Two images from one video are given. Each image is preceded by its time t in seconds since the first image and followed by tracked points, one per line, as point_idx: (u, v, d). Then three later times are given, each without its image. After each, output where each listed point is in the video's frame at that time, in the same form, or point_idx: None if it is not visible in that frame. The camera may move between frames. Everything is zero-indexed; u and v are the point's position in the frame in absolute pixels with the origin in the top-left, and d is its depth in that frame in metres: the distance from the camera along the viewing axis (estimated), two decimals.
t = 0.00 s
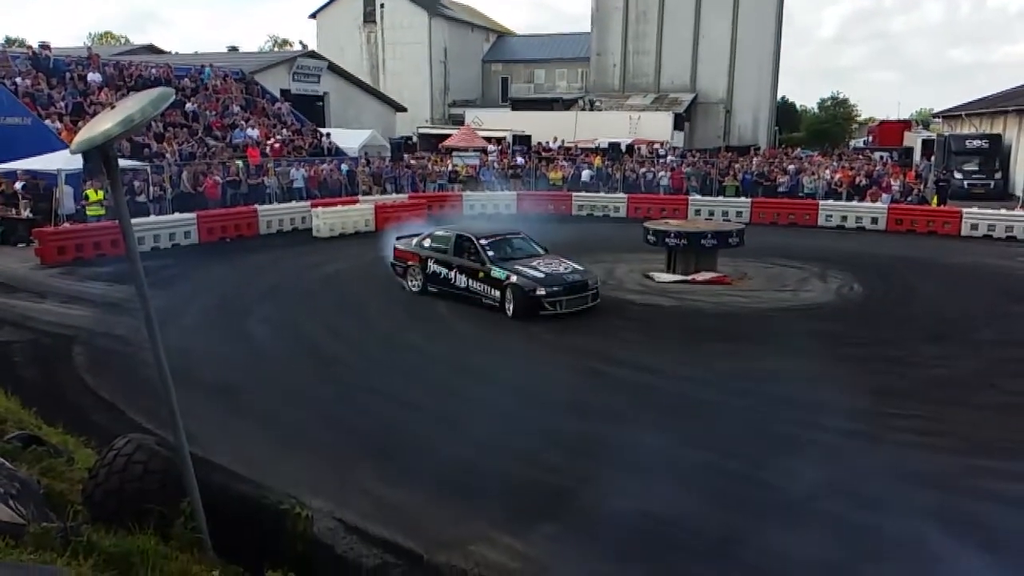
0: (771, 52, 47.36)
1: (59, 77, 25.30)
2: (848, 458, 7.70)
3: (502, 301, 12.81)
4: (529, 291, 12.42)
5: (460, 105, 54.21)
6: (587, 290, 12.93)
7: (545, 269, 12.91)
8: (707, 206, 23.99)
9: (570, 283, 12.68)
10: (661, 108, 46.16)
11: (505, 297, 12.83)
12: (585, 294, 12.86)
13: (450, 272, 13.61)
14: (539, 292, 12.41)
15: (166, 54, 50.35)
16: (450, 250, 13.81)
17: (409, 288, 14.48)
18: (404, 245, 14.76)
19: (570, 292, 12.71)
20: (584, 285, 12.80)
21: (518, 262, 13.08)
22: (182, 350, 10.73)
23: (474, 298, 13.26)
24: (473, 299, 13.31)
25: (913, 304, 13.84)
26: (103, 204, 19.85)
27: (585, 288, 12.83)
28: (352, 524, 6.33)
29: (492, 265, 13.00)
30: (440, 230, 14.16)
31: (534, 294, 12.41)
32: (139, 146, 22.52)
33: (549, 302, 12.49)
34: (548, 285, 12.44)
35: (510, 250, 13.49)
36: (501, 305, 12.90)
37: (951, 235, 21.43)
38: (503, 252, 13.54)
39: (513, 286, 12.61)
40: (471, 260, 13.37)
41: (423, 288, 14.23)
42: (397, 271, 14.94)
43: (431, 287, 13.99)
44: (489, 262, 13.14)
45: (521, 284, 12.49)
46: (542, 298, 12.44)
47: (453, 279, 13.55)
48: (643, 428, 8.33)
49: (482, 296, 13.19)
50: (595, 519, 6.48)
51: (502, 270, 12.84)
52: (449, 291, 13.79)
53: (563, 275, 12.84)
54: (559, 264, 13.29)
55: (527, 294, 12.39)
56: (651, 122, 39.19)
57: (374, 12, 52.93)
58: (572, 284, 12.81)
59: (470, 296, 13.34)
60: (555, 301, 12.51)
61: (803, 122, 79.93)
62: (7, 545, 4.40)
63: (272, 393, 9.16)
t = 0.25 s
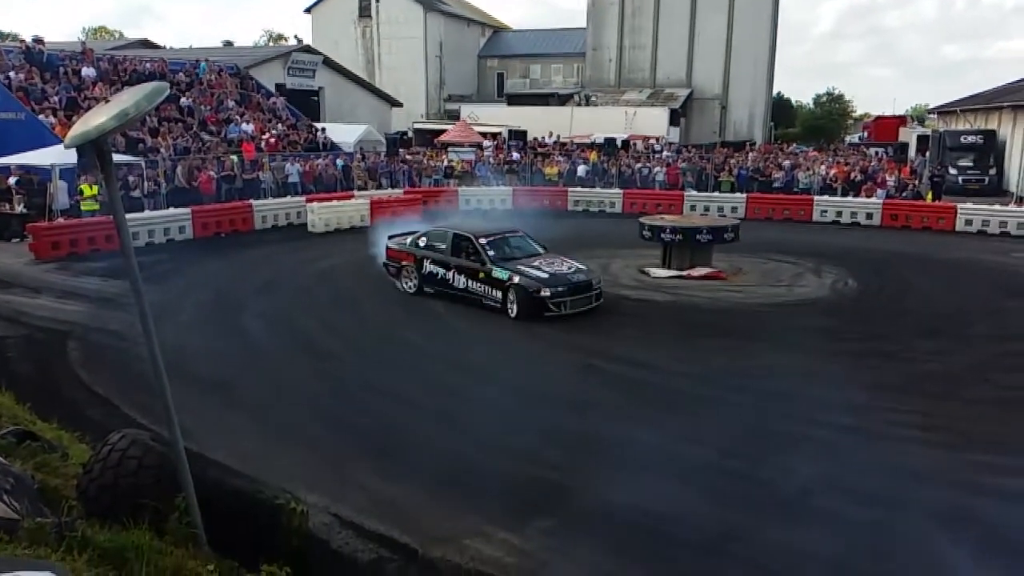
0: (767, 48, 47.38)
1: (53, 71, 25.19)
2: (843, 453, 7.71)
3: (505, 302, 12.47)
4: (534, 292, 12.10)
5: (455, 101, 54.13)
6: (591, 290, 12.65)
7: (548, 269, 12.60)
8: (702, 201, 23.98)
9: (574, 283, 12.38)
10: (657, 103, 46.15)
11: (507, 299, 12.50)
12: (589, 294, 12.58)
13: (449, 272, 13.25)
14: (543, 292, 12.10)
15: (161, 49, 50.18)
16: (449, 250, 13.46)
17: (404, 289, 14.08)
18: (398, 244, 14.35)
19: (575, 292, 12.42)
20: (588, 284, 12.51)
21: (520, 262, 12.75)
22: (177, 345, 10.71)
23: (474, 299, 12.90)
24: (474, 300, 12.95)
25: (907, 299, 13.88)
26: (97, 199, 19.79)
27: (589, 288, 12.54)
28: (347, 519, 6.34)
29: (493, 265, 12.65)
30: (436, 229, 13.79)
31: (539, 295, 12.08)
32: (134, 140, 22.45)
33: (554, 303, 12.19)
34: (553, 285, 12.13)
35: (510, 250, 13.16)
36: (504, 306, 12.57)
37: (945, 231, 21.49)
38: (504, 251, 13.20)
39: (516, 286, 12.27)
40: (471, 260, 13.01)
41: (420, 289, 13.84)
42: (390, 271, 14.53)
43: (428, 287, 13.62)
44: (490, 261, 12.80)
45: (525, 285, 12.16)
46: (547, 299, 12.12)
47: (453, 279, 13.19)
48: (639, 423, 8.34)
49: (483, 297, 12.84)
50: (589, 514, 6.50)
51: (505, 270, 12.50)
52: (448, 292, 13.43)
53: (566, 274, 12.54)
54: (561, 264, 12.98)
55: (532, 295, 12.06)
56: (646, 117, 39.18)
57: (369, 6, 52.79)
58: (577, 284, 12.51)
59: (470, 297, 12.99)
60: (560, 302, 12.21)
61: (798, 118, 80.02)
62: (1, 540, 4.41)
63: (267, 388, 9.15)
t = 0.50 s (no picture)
0: (758, 43, 47.45)
1: (41, 66, 25.01)
2: (834, 446, 7.74)
3: (507, 304, 12.05)
4: (538, 293, 11.67)
5: (447, 95, 54.01)
6: (595, 289, 12.26)
7: (550, 268, 12.17)
8: (694, 196, 23.98)
9: (578, 283, 11.98)
10: (648, 98, 46.16)
11: (509, 301, 12.07)
12: (593, 294, 12.19)
13: (446, 273, 12.75)
14: (548, 293, 11.68)
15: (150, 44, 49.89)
16: (443, 249, 12.96)
17: (397, 291, 13.57)
18: (389, 243, 13.80)
19: (579, 292, 12.03)
20: (591, 284, 12.10)
21: (520, 261, 12.31)
22: (168, 341, 10.66)
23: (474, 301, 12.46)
24: (474, 302, 12.50)
25: (897, 293, 13.94)
26: (87, 195, 19.68)
27: (593, 287, 12.15)
28: (339, 515, 6.33)
29: (493, 266, 12.19)
30: (429, 228, 13.26)
31: (544, 297, 11.67)
32: (123, 135, 22.32)
33: (558, 304, 11.78)
34: (557, 285, 11.71)
35: (508, 248, 12.69)
36: (506, 308, 12.13)
37: (935, 226, 21.60)
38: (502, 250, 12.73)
39: (519, 288, 11.84)
40: (469, 261, 12.53)
41: (415, 290, 13.35)
42: (380, 271, 13.98)
43: (424, 289, 13.13)
44: (489, 262, 12.33)
45: (529, 286, 11.73)
46: (551, 300, 11.70)
47: (450, 280, 12.71)
48: (632, 418, 8.34)
49: (483, 299, 12.39)
50: (581, 508, 6.51)
51: (506, 271, 12.05)
52: (445, 294, 12.96)
53: (569, 273, 12.13)
54: (561, 262, 12.55)
55: (536, 297, 11.64)
56: (638, 112, 39.23)
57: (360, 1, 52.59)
58: (580, 283, 12.12)
59: (469, 299, 12.54)
60: (565, 303, 11.81)
61: (789, 113, 80.21)
62: None
63: (258, 384, 9.12)
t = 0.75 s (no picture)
0: (750, 37, 47.48)
1: (31, 59, 24.84)
2: (826, 438, 7.78)
3: (511, 304, 11.69)
4: (545, 293, 11.33)
5: (439, 89, 53.88)
6: (599, 288, 11.96)
7: (554, 267, 11.84)
8: (686, 190, 23.99)
9: (583, 282, 11.67)
10: (641, 92, 46.16)
11: (513, 301, 11.71)
12: (598, 293, 11.90)
13: (446, 272, 12.34)
14: (554, 293, 11.34)
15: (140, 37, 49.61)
16: (441, 248, 12.53)
17: (392, 291, 13.12)
18: (382, 243, 13.33)
19: (585, 292, 11.71)
20: (597, 283, 11.81)
21: (523, 260, 11.95)
22: (159, 336, 10.62)
23: (476, 302, 12.08)
24: (475, 302, 12.12)
25: (888, 287, 14.01)
26: (77, 189, 19.58)
27: (598, 287, 11.86)
28: (332, 508, 6.34)
29: (496, 265, 11.81)
30: (425, 226, 12.82)
31: (551, 297, 11.33)
32: (114, 130, 22.20)
33: (565, 304, 11.46)
34: (563, 285, 11.39)
35: (508, 247, 12.31)
36: (511, 308, 11.77)
37: (926, 219, 21.69)
38: (504, 249, 12.35)
39: (524, 288, 11.48)
40: (469, 260, 12.14)
41: (411, 291, 12.91)
42: (373, 271, 13.52)
43: (421, 289, 12.70)
44: (491, 261, 11.95)
45: (535, 286, 11.38)
46: (558, 300, 11.37)
47: (450, 281, 12.30)
48: (625, 411, 8.36)
49: (485, 299, 12.01)
50: (574, 501, 6.54)
51: (509, 270, 11.68)
52: (444, 294, 12.56)
53: (574, 272, 11.81)
54: (563, 260, 12.22)
55: (543, 297, 11.30)
56: (630, 106, 39.23)
57: None
58: (585, 283, 11.80)
59: (470, 300, 12.15)
60: (571, 303, 11.49)
61: (781, 107, 80.32)
62: None
63: (251, 379, 9.11)
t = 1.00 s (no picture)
0: (739, 31, 47.59)
1: (15, 53, 24.64)
2: (813, 431, 7.83)
3: (514, 305, 11.30)
4: (551, 294, 10.96)
5: (428, 83, 53.75)
6: (605, 288, 11.63)
7: (558, 267, 11.47)
8: (675, 183, 24.01)
9: (589, 282, 11.32)
10: (630, 86, 46.20)
11: (517, 302, 11.31)
12: (604, 293, 11.55)
13: (444, 273, 11.89)
14: (561, 293, 10.98)
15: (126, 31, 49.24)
16: (438, 248, 12.07)
17: (386, 293, 12.64)
18: (374, 242, 12.83)
19: (592, 292, 11.36)
20: (602, 282, 11.47)
21: (526, 260, 11.56)
22: (147, 332, 10.57)
23: (477, 303, 11.66)
24: (476, 304, 11.70)
25: (875, 279, 14.11)
26: (63, 184, 19.44)
27: (603, 286, 11.52)
28: (321, 503, 6.35)
29: (498, 265, 11.40)
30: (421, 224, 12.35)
31: (558, 297, 10.96)
32: (100, 125, 22.06)
33: (571, 304, 11.10)
34: (570, 284, 11.04)
35: (509, 245, 11.90)
36: (515, 309, 11.38)
37: (913, 212, 21.85)
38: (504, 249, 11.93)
39: (529, 288, 11.10)
40: (469, 260, 11.70)
41: (406, 292, 12.44)
42: (364, 272, 13.01)
43: (418, 290, 12.23)
44: (492, 261, 11.53)
45: (541, 286, 10.99)
46: (564, 300, 11.01)
47: (449, 281, 11.86)
48: (615, 404, 8.38)
49: (486, 300, 11.59)
50: (561, 493, 6.58)
51: (513, 270, 11.28)
52: (441, 295, 12.11)
53: (579, 272, 11.46)
54: (566, 259, 11.86)
55: (550, 297, 10.92)
56: (619, 100, 39.26)
57: None
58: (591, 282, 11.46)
59: (470, 301, 11.73)
60: (578, 303, 11.14)
61: (769, 101, 80.53)
62: None
63: (239, 374, 9.09)
